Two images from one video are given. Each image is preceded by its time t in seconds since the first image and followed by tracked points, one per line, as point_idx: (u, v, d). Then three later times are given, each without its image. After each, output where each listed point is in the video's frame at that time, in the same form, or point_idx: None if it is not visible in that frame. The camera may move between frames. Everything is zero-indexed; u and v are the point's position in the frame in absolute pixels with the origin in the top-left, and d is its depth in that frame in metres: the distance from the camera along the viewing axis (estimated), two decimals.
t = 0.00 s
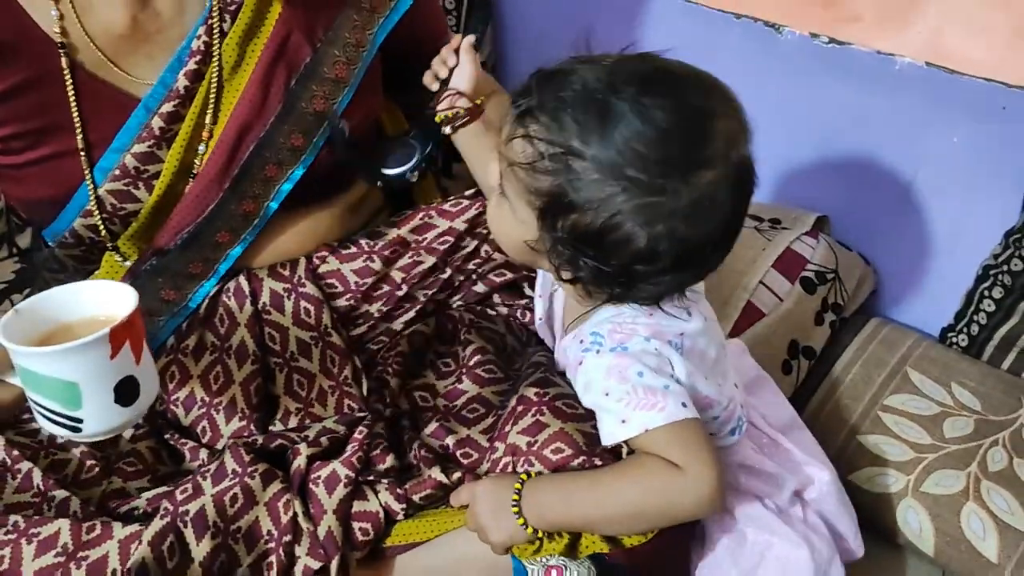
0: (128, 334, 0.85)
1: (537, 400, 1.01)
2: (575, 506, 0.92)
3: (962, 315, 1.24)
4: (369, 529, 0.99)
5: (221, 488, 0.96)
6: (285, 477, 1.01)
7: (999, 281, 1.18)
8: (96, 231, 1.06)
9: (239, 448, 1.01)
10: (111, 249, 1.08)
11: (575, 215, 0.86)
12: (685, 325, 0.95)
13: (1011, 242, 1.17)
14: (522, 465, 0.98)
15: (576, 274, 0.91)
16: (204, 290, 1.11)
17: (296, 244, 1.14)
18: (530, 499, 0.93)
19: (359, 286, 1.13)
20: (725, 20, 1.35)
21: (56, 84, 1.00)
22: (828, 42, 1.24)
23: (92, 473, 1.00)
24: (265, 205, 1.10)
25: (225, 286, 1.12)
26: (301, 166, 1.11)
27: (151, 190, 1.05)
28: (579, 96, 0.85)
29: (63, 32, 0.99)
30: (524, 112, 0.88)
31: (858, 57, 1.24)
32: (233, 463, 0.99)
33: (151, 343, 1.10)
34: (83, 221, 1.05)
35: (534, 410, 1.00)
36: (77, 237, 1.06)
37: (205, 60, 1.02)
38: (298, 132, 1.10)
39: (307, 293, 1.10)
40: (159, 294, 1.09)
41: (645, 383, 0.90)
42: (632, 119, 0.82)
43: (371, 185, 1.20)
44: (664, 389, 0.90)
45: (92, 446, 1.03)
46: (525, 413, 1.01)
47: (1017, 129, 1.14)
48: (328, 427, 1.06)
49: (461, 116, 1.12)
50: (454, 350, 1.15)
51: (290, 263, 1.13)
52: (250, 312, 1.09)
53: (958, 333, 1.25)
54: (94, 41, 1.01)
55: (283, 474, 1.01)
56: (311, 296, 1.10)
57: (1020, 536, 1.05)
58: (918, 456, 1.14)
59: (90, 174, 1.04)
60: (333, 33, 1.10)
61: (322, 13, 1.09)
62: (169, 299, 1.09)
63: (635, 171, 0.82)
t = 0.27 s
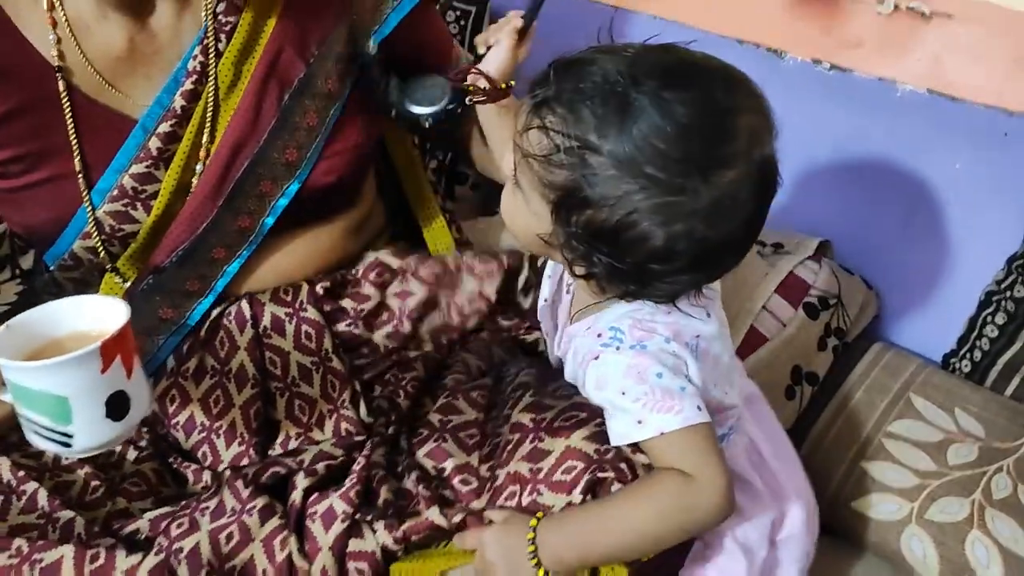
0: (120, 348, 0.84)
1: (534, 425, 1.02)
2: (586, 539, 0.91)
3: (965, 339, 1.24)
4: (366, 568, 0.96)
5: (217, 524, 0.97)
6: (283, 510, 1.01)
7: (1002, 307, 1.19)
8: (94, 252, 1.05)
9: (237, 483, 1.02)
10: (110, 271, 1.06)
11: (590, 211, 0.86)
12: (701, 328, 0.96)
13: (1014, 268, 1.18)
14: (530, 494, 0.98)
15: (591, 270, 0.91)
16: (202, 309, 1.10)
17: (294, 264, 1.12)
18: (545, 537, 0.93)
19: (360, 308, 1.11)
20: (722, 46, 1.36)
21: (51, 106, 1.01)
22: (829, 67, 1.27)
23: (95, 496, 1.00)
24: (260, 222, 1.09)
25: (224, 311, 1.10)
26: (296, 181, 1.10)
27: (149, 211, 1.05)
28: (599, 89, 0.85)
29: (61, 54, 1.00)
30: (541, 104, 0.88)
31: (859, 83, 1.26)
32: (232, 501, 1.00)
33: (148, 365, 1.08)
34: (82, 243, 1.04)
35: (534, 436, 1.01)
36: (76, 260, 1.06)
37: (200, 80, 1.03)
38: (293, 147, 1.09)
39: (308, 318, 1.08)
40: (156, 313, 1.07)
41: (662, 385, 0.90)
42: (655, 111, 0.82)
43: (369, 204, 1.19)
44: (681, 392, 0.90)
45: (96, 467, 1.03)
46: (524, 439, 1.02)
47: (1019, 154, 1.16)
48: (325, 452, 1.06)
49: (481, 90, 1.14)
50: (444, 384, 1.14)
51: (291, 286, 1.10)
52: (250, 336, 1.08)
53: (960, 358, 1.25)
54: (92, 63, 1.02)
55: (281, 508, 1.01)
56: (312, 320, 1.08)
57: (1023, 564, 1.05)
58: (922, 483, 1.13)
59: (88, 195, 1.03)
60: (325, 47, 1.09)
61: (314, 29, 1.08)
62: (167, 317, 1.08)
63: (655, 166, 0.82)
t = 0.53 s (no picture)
0: (88, 385, 0.83)
1: (523, 470, 1.03)
2: None
3: (968, 373, 1.24)
4: None
5: None
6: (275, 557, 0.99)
7: (1005, 340, 1.19)
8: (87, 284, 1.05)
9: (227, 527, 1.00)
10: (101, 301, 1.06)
11: (623, 233, 0.85)
12: (710, 347, 0.96)
13: (1016, 302, 1.18)
14: (525, 542, 0.98)
15: (633, 293, 0.91)
16: (197, 341, 1.11)
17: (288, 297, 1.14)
18: None
19: (360, 344, 1.11)
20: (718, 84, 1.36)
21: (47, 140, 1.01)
22: (830, 101, 1.26)
23: (92, 533, 0.99)
24: (255, 252, 1.10)
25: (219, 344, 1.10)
26: (290, 213, 1.10)
27: (141, 242, 1.05)
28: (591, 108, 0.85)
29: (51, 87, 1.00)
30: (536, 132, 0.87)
31: (862, 116, 1.25)
32: (222, 546, 0.99)
33: (144, 399, 1.10)
34: (75, 275, 1.04)
35: (524, 481, 1.02)
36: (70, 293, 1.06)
37: (191, 111, 1.03)
38: (286, 178, 1.09)
39: (305, 350, 1.08)
40: (150, 347, 1.09)
41: (666, 406, 0.90)
42: (653, 117, 0.82)
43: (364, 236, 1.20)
44: (683, 413, 0.90)
45: (92, 504, 1.02)
46: (511, 485, 1.02)
47: None
48: (316, 485, 1.04)
49: (500, 92, 1.07)
50: (435, 419, 1.12)
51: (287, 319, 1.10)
52: (246, 369, 1.08)
53: (964, 392, 1.24)
54: (82, 95, 1.01)
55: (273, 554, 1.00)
56: (309, 353, 1.08)
57: None
58: (926, 520, 1.12)
59: (80, 228, 1.03)
60: (318, 76, 1.09)
61: (306, 59, 1.09)
62: (162, 351, 1.09)
63: (675, 172, 0.82)
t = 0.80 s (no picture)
0: (61, 445, 0.82)
1: (518, 523, 1.02)
2: None
3: (974, 418, 1.22)
4: None
5: None
6: None
7: (1012, 387, 1.16)
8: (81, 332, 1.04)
9: None
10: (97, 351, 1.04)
11: (598, 240, 0.84)
12: (682, 351, 0.95)
13: None
14: None
15: (627, 292, 0.90)
16: (193, 386, 1.09)
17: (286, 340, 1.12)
18: None
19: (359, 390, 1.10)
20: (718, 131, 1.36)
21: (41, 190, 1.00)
22: (832, 143, 1.27)
23: None
24: (250, 295, 1.09)
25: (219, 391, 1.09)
26: (285, 254, 1.09)
27: (134, 288, 1.04)
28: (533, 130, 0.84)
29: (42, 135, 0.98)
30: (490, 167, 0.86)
31: (864, 158, 1.26)
32: None
33: (140, 449, 1.08)
34: (69, 323, 1.02)
35: (519, 535, 1.01)
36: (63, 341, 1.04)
37: (183, 154, 1.02)
38: (280, 220, 1.08)
39: (305, 396, 1.08)
40: (147, 395, 1.07)
41: (638, 415, 0.91)
42: (596, 116, 0.82)
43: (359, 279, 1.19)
44: (658, 421, 0.91)
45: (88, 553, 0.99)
46: (507, 540, 1.01)
47: None
48: (315, 531, 1.03)
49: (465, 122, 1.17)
50: (432, 458, 1.12)
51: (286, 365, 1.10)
52: (245, 417, 1.07)
53: (971, 437, 1.23)
54: (74, 142, 1.00)
55: None
56: (309, 399, 1.08)
57: None
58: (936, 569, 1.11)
59: (73, 275, 1.02)
60: (309, 118, 1.09)
61: (297, 100, 1.08)
62: (157, 399, 1.08)
63: (635, 163, 0.82)
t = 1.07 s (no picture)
0: (53, 498, 0.84)
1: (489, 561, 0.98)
2: None
3: (986, 464, 1.23)
4: None
5: None
6: None
7: None
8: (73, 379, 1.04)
9: None
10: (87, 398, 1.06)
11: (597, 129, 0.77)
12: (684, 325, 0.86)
13: None
14: None
15: (644, 198, 0.81)
16: (189, 431, 1.09)
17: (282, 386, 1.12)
18: None
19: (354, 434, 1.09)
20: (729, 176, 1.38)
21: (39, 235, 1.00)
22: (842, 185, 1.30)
23: None
24: (243, 340, 1.08)
25: (212, 437, 1.08)
26: (278, 299, 1.07)
27: (125, 335, 1.03)
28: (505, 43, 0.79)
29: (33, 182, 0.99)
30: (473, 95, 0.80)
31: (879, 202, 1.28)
32: None
33: (134, 496, 1.07)
34: (59, 371, 1.03)
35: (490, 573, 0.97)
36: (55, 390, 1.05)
37: (173, 200, 1.01)
38: (274, 264, 1.06)
39: (300, 441, 1.07)
40: (141, 441, 1.07)
41: (614, 398, 0.83)
42: (567, 13, 0.77)
43: (358, 322, 1.19)
44: (632, 412, 0.83)
45: None
46: None
47: None
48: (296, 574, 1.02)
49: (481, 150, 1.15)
50: (413, 486, 1.08)
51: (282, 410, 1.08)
52: (240, 463, 1.06)
53: (982, 482, 1.24)
54: (65, 191, 1.00)
55: None
56: (305, 444, 1.07)
57: None
58: None
59: (63, 323, 1.01)
60: (300, 163, 1.07)
61: (288, 144, 1.06)
62: (152, 445, 1.07)
63: (616, 41, 0.76)
